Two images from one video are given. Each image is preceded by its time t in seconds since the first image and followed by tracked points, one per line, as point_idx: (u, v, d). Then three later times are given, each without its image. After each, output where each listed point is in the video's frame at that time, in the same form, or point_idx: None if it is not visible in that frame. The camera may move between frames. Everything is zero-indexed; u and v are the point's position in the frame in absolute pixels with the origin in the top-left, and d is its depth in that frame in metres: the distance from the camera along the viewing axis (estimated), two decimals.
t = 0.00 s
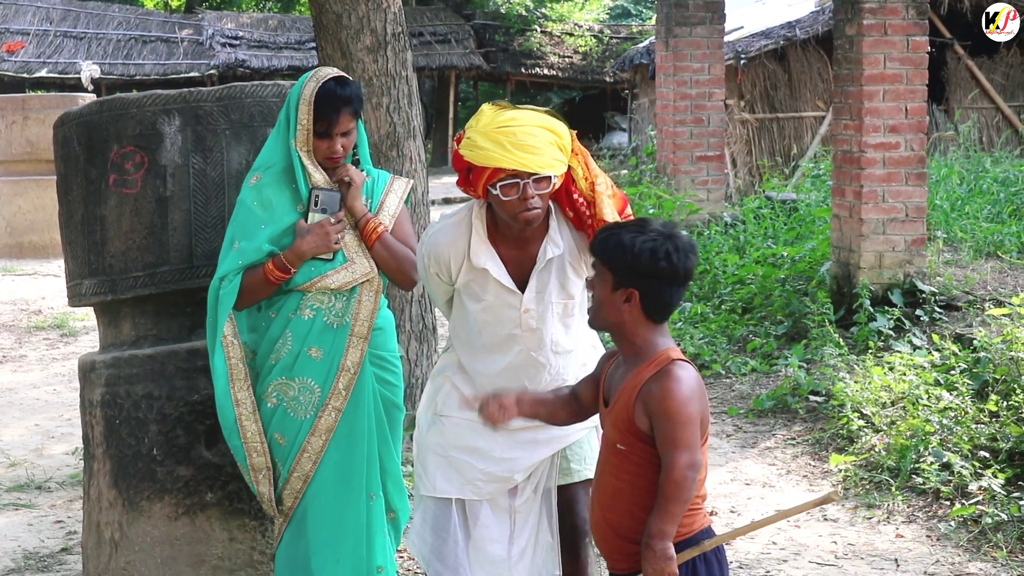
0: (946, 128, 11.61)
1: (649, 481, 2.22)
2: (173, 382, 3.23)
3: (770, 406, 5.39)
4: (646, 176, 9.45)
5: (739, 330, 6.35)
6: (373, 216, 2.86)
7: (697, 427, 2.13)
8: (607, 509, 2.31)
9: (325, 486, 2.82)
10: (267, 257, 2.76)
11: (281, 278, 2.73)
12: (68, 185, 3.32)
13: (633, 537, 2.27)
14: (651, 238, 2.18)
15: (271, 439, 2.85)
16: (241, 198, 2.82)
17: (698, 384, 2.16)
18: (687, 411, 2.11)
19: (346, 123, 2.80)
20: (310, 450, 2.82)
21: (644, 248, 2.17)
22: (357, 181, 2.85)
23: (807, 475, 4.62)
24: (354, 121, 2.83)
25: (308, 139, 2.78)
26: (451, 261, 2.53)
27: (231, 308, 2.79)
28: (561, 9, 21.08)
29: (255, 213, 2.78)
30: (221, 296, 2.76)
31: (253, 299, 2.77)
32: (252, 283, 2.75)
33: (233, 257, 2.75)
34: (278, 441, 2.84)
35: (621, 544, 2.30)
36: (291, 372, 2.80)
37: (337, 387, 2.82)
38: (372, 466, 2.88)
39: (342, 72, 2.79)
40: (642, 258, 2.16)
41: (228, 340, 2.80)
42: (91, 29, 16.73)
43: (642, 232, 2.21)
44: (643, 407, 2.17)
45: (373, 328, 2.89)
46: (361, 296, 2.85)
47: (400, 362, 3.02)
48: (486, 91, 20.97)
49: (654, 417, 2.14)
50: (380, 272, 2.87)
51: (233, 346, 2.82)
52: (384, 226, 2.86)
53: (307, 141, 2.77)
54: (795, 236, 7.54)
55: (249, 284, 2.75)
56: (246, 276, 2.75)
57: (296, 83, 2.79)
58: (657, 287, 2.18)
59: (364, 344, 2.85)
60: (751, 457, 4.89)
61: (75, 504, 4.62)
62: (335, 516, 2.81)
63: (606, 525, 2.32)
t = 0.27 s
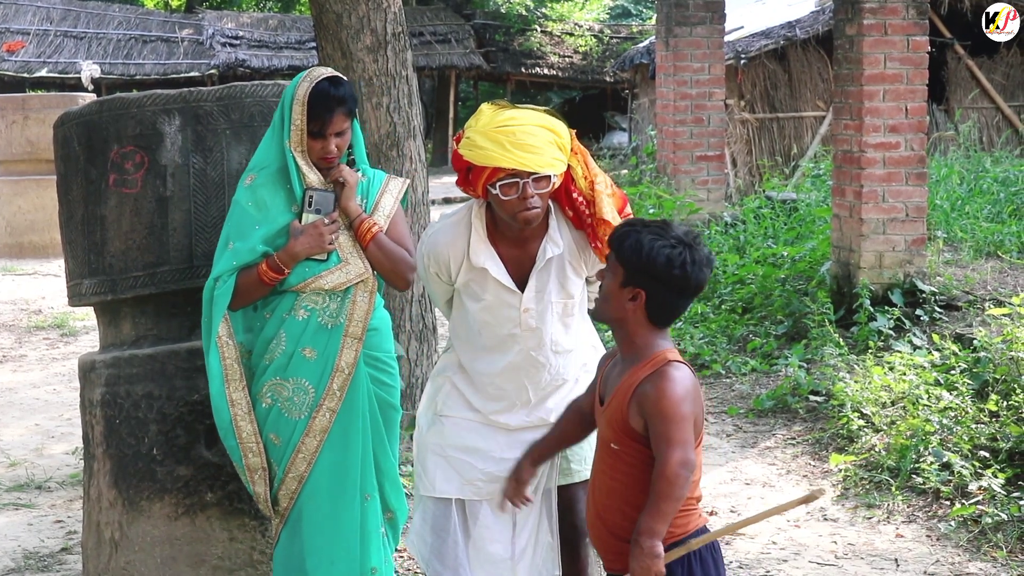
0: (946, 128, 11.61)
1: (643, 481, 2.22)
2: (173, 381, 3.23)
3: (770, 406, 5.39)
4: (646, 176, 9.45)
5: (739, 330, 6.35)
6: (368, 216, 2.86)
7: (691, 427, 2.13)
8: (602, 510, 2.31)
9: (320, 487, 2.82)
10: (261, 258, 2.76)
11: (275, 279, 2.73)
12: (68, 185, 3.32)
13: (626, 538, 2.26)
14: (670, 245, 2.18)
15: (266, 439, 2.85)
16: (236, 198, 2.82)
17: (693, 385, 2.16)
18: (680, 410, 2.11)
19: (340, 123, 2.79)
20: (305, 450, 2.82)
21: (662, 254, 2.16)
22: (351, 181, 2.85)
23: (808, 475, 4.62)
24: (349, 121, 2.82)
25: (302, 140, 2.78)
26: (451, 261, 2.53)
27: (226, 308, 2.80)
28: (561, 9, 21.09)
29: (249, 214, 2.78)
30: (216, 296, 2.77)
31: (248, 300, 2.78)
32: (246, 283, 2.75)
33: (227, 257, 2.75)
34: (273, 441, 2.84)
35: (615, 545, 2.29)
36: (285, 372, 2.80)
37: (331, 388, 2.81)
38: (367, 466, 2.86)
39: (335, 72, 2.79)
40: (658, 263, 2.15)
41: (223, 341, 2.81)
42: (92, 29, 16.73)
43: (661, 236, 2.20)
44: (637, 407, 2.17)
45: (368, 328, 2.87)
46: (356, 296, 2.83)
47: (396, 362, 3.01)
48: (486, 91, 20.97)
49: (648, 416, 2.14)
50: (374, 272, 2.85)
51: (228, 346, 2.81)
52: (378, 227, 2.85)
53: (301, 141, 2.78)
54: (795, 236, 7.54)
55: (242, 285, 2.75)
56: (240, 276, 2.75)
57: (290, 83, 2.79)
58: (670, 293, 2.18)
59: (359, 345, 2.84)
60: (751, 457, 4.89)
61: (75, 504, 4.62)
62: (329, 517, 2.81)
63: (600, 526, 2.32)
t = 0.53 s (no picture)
0: (945, 128, 11.61)
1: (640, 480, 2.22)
2: (173, 382, 3.23)
3: (770, 406, 5.39)
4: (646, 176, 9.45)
5: (739, 330, 6.35)
6: (358, 217, 2.84)
7: (690, 428, 2.14)
8: (598, 511, 2.31)
9: (311, 489, 2.82)
10: (251, 260, 2.76)
11: (265, 280, 2.73)
12: (68, 185, 3.32)
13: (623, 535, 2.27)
14: (656, 241, 2.18)
15: (258, 441, 2.85)
16: (227, 200, 2.83)
17: (693, 388, 2.16)
18: (680, 411, 2.11)
19: (328, 124, 2.79)
20: (296, 452, 2.81)
21: (649, 251, 2.17)
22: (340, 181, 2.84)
23: (807, 475, 4.62)
24: (338, 122, 2.81)
25: (291, 141, 2.78)
26: (452, 263, 2.53)
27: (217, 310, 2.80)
28: (561, 9, 21.09)
29: (240, 216, 2.79)
30: (207, 298, 2.77)
31: (238, 302, 2.78)
32: (236, 285, 2.75)
33: (217, 259, 2.76)
34: (265, 443, 2.84)
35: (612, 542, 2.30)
36: (276, 374, 2.80)
37: (322, 389, 2.81)
38: (359, 468, 2.87)
39: (324, 73, 2.78)
40: (646, 260, 2.16)
41: (214, 343, 2.80)
42: (91, 29, 16.73)
43: (649, 233, 2.21)
44: (636, 408, 2.17)
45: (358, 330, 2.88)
46: (346, 298, 2.84)
47: (389, 364, 3.02)
48: (485, 91, 20.98)
49: (646, 417, 2.15)
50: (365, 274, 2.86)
51: (219, 348, 2.81)
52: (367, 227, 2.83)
53: (290, 142, 2.78)
54: (795, 237, 7.54)
55: (233, 287, 2.75)
56: (231, 278, 2.75)
57: (280, 85, 2.80)
58: (662, 289, 2.18)
59: (349, 347, 2.84)
60: (751, 457, 4.89)
61: (75, 504, 4.62)
62: (321, 519, 2.81)
63: (595, 522, 2.33)
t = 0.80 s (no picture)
0: (946, 129, 11.61)
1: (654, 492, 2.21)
2: (173, 382, 3.23)
3: (770, 406, 5.39)
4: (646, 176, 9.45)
5: (740, 330, 6.35)
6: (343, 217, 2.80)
7: (699, 434, 2.12)
8: (610, 521, 2.30)
9: (299, 491, 2.81)
10: (237, 264, 2.77)
11: (254, 290, 2.74)
12: (68, 185, 3.32)
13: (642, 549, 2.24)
14: (613, 247, 2.20)
15: (246, 444, 2.85)
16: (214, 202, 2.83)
17: (700, 394, 2.15)
18: (688, 416, 2.10)
19: (311, 125, 2.77)
20: (283, 455, 2.81)
21: (603, 254, 2.20)
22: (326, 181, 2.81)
23: (808, 476, 4.62)
24: (322, 122, 2.80)
25: (275, 141, 2.77)
26: (452, 264, 2.53)
27: (206, 312, 2.82)
28: (561, 9, 21.09)
29: (226, 217, 2.79)
30: (196, 300, 2.79)
31: (225, 306, 2.79)
32: (225, 290, 2.77)
33: (205, 261, 2.78)
34: (254, 446, 2.84)
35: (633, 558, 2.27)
36: (262, 376, 2.80)
37: (306, 391, 2.80)
38: (346, 469, 2.86)
39: (307, 73, 2.77)
40: (605, 262, 2.18)
41: (201, 345, 2.81)
42: (92, 30, 16.73)
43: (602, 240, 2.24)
44: (644, 417, 2.17)
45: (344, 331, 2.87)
46: (331, 299, 2.83)
47: (378, 365, 3.00)
48: (485, 91, 20.98)
49: (654, 425, 2.14)
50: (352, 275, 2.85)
51: (207, 351, 2.82)
52: (353, 227, 2.79)
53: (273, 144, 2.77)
54: (795, 237, 7.55)
55: (222, 291, 2.78)
56: (220, 281, 2.78)
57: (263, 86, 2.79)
58: (624, 288, 2.17)
59: (335, 348, 2.83)
60: (752, 458, 4.89)
61: (75, 505, 4.62)
62: (308, 521, 2.80)
63: (613, 540, 2.30)
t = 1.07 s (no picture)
0: (946, 128, 11.61)
1: (658, 495, 2.22)
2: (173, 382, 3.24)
3: (770, 406, 5.38)
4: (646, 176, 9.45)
5: (740, 330, 6.34)
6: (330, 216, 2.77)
7: (704, 437, 2.13)
8: (616, 527, 2.30)
9: (287, 492, 2.80)
10: (226, 264, 2.78)
11: (242, 295, 2.74)
12: (68, 185, 3.32)
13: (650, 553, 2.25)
14: (602, 253, 2.19)
15: (237, 443, 2.87)
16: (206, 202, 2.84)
17: (701, 395, 2.16)
18: (692, 421, 2.10)
19: (298, 124, 2.76)
20: (272, 455, 2.80)
21: (594, 260, 2.19)
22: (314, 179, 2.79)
23: (807, 475, 4.62)
24: (310, 122, 2.79)
25: (263, 140, 2.77)
26: (452, 263, 2.53)
27: (193, 310, 2.83)
28: (561, 9, 21.09)
29: (216, 217, 2.80)
30: (184, 299, 2.81)
31: (214, 306, 2.81)
32: (212, 291, 2.78)
33: (194, 259, 2.79)
34: (245, 445, 2.85)
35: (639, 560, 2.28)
36: (249, 376, 2.81)
37: (293, 392, 2.79)
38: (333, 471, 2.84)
39: (295, 71, 2.76)
40: (597, 270, 2.17)
41: (189, 344, 2.83)
42: (92, 29, 16.74)
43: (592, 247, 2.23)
44: (647, 424, 2.16)
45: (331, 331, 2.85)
46: (318, 300, 2.81)
47: (372, 369, 2.97)
48: (484, 91, 20.98)
49: (659, 432, 2.13)
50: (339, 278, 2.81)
51: (194, 350, 2.83)
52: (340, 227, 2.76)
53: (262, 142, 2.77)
54: (795, 237, 7.55)
55: (209, 291, 2.78)
56: (208, 281, 2.79)
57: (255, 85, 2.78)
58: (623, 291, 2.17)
59: (322, 348, 2.82)
60: (751, 457, 4.89)
61: (75, 504, 4.62)
62: (293, 521, 2.78)
63: (618, 545, 2.30)
